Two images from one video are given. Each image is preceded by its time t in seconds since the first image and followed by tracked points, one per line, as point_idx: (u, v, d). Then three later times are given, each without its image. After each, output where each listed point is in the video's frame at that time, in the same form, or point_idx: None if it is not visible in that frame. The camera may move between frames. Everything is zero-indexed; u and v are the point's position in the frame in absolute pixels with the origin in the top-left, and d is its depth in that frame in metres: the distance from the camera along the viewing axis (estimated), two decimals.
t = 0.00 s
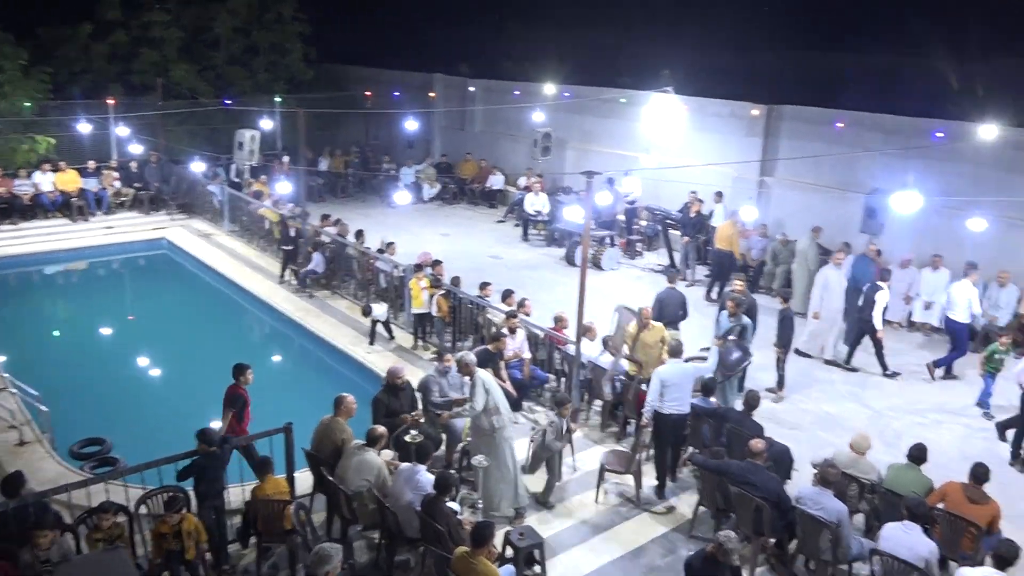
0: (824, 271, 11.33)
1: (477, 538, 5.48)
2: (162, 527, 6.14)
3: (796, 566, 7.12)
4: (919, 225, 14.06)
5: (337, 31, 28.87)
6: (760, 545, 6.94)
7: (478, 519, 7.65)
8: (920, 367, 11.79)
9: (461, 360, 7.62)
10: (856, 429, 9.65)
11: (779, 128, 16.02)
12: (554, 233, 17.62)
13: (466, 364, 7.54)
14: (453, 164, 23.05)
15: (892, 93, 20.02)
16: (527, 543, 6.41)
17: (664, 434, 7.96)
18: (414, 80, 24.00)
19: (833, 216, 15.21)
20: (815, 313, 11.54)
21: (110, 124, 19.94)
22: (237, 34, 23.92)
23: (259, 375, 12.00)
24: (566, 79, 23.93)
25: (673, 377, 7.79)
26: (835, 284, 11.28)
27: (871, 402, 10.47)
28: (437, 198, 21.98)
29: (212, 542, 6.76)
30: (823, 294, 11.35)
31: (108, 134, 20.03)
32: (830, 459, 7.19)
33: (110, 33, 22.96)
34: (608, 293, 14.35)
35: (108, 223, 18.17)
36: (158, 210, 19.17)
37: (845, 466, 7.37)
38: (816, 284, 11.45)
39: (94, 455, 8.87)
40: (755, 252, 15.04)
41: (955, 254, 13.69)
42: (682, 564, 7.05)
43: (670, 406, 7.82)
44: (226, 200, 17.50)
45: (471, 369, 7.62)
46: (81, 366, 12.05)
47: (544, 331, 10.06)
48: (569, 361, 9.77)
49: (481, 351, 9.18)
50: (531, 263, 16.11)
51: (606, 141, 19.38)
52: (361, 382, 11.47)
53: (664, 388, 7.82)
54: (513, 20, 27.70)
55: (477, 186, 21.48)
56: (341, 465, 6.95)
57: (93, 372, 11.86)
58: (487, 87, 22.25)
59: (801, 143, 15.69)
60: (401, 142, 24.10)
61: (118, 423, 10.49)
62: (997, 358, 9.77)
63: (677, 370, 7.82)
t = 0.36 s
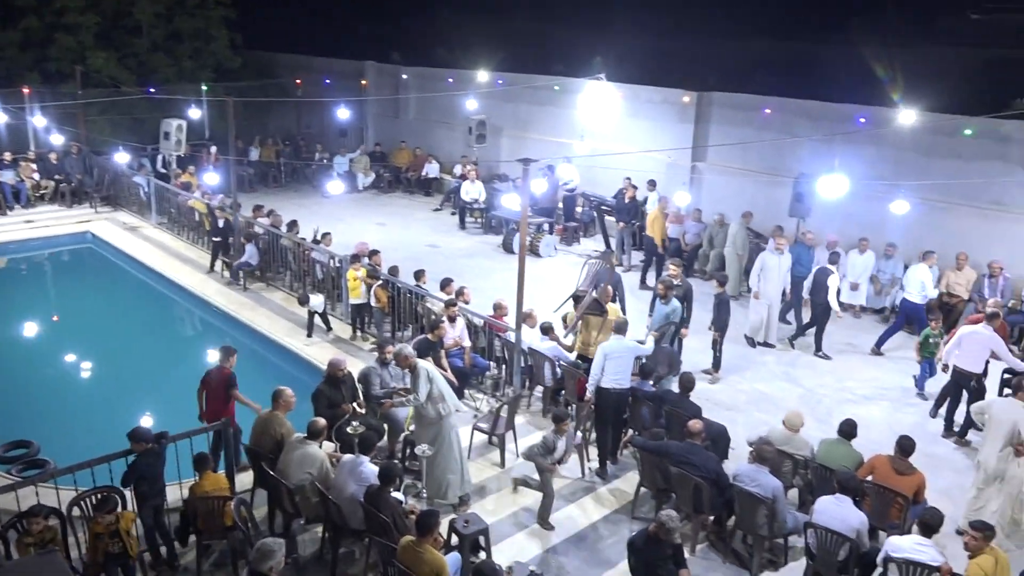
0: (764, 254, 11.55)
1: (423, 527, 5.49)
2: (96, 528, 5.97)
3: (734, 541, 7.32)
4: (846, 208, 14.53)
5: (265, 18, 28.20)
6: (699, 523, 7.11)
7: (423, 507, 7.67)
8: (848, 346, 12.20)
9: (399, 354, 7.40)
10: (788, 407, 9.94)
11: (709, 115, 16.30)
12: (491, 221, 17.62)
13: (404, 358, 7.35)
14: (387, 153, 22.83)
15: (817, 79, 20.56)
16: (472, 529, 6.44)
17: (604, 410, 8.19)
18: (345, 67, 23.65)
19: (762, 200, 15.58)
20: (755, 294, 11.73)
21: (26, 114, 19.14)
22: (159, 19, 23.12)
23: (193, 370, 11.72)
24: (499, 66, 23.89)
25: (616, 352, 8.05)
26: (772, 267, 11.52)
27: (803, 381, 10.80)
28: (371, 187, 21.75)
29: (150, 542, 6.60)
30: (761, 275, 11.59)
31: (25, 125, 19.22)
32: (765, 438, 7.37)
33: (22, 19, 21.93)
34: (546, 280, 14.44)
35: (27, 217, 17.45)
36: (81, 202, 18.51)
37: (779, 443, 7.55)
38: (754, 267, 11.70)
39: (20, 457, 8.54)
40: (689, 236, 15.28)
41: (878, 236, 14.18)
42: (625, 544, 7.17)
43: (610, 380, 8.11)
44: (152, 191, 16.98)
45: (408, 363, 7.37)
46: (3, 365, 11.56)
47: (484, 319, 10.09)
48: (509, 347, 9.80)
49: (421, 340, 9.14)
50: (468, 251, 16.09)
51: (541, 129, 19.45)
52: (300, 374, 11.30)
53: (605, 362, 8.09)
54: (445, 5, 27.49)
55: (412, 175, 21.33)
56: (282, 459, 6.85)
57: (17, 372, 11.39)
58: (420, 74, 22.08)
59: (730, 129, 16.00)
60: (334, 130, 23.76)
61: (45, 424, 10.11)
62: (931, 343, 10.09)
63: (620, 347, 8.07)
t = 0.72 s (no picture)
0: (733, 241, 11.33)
1: (390, 511, 5.51)
2: (58, 521, 5.90)
3: (700, 518, 7.44)
4: (807, 187, 14.73)
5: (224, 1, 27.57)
6: (665, 500, 7.22)
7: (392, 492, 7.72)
8: (809, 324, 12.40)
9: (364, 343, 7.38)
10: (752, 385, 10.11)
11: (673, 97, 16.37)
12: (457, 206, 17.59)
13: (370, 346, 7.35)
14: (351, 139, 22.68)
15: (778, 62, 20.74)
16: (441, 512, 6.47)
17: (574, 389, 8.32)
18: (307, 52, 23.35)
19: (725, 182, 15.75)
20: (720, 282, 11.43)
21: None
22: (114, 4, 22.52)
23: (157, 362, 11.59)
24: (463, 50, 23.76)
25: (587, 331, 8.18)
26: (744, 253, 11.24)
27: (766, 359, 10.98)
28: (336, 173, 21.58)
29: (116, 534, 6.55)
30: (731, 262, 11.30)
31: None
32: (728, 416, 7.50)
33: None
34: (513, 264, 14.48)
35: None
36: (38, 192, 18.15)
37: (742, 420, 7.69)
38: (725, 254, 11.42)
39: None
40: (654, 219, 15.38)
41: (839, 215, 14.41)
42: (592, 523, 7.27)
43: (578, 358, 8.20)
44: (112, 180, 16.68)
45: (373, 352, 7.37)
46: None
47: (451, 303, 10.08)
48: (476, 332, 9.84)
49: (387, 326, 9.15)
50: (435, 236, 16.06)
51: (505, 113, 19.42)
52: (264, 363, 11.20)
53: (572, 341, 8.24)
54: None
55: (376, 160, 21.20)
56: (249, 447, 6.84)
57: None
58: (383, 59, 21.90)
59: (693, 110, 16.10)
60: (297, 117, 23.64)
61: (5, 418, 9.94)
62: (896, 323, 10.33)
63: (589, 326, 8.20)
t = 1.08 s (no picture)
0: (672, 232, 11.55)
1: (327, 505, 5.47)
2: None
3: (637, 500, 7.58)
4: (736, 174, 15.07)
5: None
6: (602, 484, 7.32)
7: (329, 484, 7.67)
8: (739, 308, 12.71)
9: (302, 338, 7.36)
10: (685, 369, 10.31)
11: (605, 86, 16.50)
12: (391, 196, 17.46)
13: (308, 343, 7.34)
14: (282, 129, 22.30)
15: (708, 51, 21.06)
16: (379, 504, 6.44)
17: (511, 377, 8.37)
18: (235, 40, 22.84)
19: (656, 170, 15.99)
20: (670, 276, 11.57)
21: None
22: None
23: (82, 361, 11.22)
24: (396, 39, 23.52)
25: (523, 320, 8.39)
26: (684, 245, 11.49)
27: (699, 343, 11.20)
28: (267, 164, 21.19)
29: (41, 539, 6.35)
30: (675, 254, 11.51)
31: None
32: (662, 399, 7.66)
33: None
34: (449, 254, 14.46)
35: None
36: None
37: (675, 404, 7.86)
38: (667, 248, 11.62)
39: None
40: (589, 207, 15.52)
41: (765, 202, 14.78)
42: (531, 509, 7.33)
43: (515, 345, 8.35)
44: (30, 173, 16.05)
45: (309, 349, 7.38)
46: None
47: (386, 294, 9.98)
48: (412, 322, 9.79)
49: (321, 319, 9.05)
50: (370, 227, 15.91)
51: (439, 102, 19.32)
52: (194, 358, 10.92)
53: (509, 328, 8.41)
54: None
55: (309, 151, 20.87)
56: (180, 445, 6.70)
57: None
58: (313, 47, 21.58)
59: (624, 99, 16.26)
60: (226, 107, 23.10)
61: None
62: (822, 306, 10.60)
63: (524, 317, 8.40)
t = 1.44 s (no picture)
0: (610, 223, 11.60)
1: (263, 507, 5.40)
2: None
3: (576, 488, 7.68)
4: (662, 161, 15.32)
5: None
6: (541, 473, 7.39)
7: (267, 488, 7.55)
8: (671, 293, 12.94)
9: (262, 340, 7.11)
10: (620, 356, 10.45)
11: (532, 77, 16.56)
12: (321, 194, 17.22)
13: (268, 345, 7.10)
14: (205, 128, 21.81)
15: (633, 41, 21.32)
16: (318, 505, 6.39)
17: (448, 371, 8.36)
18: (153, 37, 22.19)
19: (586, 160, 16.14)
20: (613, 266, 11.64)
21: None
22: None
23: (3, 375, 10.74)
24: (320, 33, 23.18)
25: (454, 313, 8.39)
26: (622, 236, 11.55)
27: (633, 330, 11.37)
28: (191, 164, 20.66)
29: None
30: (615, 246, 11.58)
31: None
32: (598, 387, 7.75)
33: None
34: (382, 250, 14.35)
35: None
36: None
37: (610, 390, 7.96)
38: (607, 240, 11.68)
39: None
40: (520, 199, 15.64)
41: (693, 189, 15.05)
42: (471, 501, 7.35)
43: (450, 340, 8.36)
44: None
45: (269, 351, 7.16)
46: None
47: (318, 293, 9.84)
48: (346, 320, 9.70)
49: (251, 320, 8.86)
50: (300, 225, 15.67)
51: (366, 97, 19.13)
52: (119, 366, 10.60)
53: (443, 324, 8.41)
54: None
55: (234, 149, 20.42)
56: (107, 456, 6.52)
57: None
58: (235, 43, 21.26)
59: (552, 90, 16.35)
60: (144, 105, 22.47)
61: None
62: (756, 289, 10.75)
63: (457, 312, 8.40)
